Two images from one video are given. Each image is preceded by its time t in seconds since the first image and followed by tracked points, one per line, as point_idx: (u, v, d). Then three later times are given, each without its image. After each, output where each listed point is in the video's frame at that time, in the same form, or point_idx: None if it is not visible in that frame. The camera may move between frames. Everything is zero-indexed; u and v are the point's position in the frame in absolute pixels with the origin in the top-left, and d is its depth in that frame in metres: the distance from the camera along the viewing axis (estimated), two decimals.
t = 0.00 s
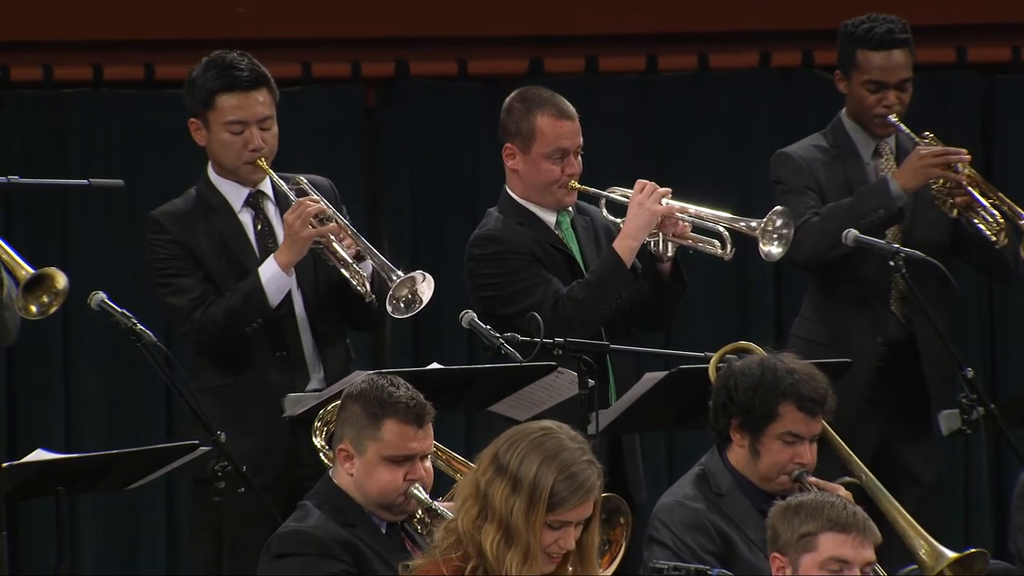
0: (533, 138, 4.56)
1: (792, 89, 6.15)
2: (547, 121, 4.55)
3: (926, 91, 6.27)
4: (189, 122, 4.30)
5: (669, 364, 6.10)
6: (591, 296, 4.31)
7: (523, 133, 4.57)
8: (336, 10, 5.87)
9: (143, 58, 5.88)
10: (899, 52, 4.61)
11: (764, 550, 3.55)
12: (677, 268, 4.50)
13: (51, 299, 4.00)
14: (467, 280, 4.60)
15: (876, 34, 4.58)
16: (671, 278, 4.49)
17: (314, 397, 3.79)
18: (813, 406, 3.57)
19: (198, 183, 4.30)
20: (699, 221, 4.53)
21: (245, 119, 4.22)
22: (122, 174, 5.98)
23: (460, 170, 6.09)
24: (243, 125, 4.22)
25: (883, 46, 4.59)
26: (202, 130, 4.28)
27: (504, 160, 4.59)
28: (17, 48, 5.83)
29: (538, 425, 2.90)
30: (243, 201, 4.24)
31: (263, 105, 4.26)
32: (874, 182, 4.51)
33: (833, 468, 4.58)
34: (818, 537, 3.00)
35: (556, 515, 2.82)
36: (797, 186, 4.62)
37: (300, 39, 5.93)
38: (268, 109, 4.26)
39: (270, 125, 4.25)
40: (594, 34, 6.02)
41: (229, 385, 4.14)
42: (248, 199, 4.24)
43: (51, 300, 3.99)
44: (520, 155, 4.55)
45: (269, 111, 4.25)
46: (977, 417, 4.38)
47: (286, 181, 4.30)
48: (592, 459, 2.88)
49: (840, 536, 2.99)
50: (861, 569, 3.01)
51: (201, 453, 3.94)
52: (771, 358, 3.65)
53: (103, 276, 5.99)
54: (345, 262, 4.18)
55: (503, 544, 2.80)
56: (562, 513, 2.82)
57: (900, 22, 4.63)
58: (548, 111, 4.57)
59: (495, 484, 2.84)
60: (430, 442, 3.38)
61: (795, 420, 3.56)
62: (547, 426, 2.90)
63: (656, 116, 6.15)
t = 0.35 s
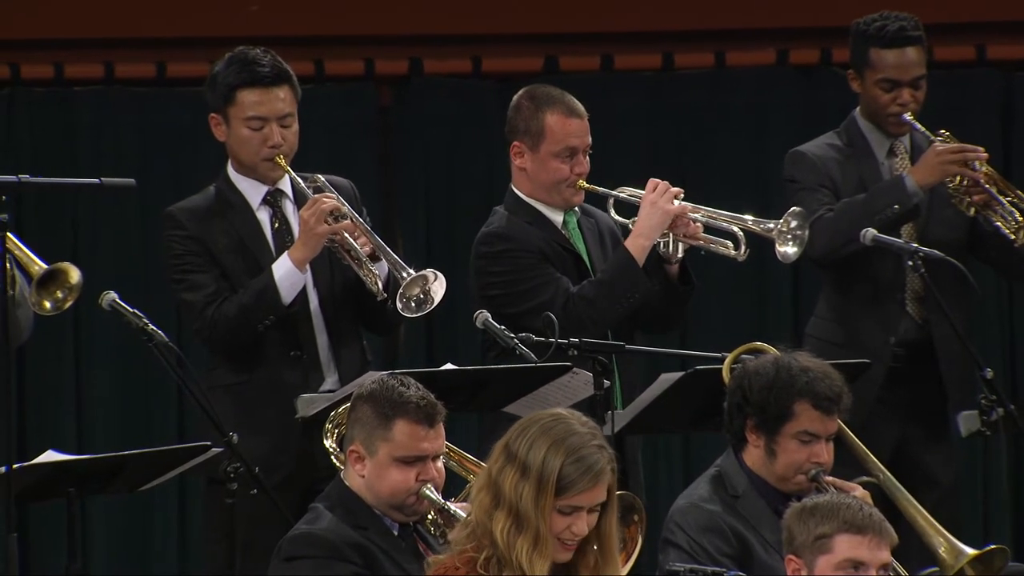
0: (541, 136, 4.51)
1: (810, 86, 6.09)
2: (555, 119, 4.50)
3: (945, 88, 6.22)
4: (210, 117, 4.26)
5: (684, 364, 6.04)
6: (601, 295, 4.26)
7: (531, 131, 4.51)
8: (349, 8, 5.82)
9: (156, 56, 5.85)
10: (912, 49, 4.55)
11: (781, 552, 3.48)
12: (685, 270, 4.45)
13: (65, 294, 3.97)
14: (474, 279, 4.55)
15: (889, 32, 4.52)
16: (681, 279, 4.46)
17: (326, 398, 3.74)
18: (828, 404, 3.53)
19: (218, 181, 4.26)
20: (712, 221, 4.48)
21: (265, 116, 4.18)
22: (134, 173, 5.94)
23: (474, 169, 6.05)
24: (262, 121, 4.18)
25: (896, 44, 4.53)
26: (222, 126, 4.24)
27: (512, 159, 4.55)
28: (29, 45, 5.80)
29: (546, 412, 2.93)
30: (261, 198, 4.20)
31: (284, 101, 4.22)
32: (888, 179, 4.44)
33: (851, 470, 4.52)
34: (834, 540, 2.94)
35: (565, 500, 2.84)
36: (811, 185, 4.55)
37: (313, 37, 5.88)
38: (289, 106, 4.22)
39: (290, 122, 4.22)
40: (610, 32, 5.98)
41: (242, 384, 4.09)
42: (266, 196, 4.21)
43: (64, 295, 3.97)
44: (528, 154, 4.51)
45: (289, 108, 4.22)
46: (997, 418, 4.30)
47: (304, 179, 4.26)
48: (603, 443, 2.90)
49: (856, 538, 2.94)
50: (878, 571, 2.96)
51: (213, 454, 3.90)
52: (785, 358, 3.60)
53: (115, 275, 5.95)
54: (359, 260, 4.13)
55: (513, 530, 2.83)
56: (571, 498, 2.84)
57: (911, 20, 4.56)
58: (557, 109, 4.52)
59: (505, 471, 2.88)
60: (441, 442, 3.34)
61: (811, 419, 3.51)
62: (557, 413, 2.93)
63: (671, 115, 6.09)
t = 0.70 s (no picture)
0: (549, 135, 4.45)
1: (828, 84, 6.03)
2: (565, 119, 4.44)
3: (964, 86, 6.15)
4: (218, 113, 4.22)
5: (701, 364, 5.98)
6: (611, 296, 4.21)
7: (539, 130, 4.45)
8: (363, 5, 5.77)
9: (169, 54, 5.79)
10: (928, 48, 4.48)
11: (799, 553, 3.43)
12: (694, 271, 4.37)
13: (79, 289, 3.89)
14: (481, 278, 4.50)
15: (905, 31, 4.46)
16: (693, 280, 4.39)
17: (339, 400, 3.68)
18: (844, 402, 3.48)
19: (223, 177, 4.22)
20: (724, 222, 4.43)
21: (274, 112, 4.14)
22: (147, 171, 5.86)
23: (488, 168, 5.98)
24: (271, 117, 4.14)
25: (912, 43, 4.46)
26: (231, 122, 4.20)
27: (519, 158, 4.48)
28: (39, 44, 5.72)
29: (558, 408, 2.93)
30: (268, 195, 4.16)
31: (293, 98, 4.17)
32: (907, 185, 4.39)
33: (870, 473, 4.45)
34: (852, 541, 2.90)
35: (576, 495, 2.82)
36: (826, 190, 4.49)
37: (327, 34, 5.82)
38: (298, 103, 4.18)
39: (299, 119, 4.17)
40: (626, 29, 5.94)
41: (247, 382, 4.05)
42: (273, 193, 4.17)
43: (79, 291, 3.89)
44: (536, 152, 4.45)
45: (298, 105, 4.17)
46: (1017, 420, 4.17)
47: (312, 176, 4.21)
48: (615, 437, 2.88)
49: (874, 539, 2.89)
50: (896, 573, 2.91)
51: (224, 455, 3.85)
52: (799, 356, 3.55)
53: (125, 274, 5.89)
54: (370, 259, 4.10)
55: (523, 525, 2.81)
56: (582, 492, 2.82)
57: (927, 18, 4.49)
58: (566, 108, 4.46)
59: (516, 466, 2.87)
60: (454, 443, 3.29)
61: (826, 418, 3.46)
62: (569, 409, 2.91)
63: (688, 112, 6.03)
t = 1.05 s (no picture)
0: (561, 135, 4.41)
1: (847, 82, 5.97)
2: (576, 118, 4.40)
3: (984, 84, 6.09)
4: (219, 110, 4.18)
5: (718, 365, 5.92)
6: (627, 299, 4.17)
7: (551, 130, 4.41)
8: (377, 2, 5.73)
9: (181, 51, 5.74)
10: (949, 46, 4.42)
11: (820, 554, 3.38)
12: (710, 270, 4.32)
13: (90, 288, 3.84)
14: (495, 280, 4.46)
15: (925, 28, 4.40)
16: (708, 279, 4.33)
17: (356, 399, 3.66)
18: (865, 402, 3.42)
19: (221, 173, 4.18)
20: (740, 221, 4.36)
21: (277, 110, 4.11)
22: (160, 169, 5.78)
23: (504, 166, 5.91)
24: (274, 114, 4.11)
25: (932, 40, 4.40)
26: (231, 118, 4.16)
27: (531, 159, 4.44)
28: (50, 41, 5.67)
29: (569, 409, 2.97)
30: (267, 193, 4.11)
31: (296, 95, 4.14)
32: (926, 185, 4.32)
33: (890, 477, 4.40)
34: (869, 544, 2.88)
35: (587, 493, 2.86)
36: (846, 189, 4.43)
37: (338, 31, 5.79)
38: (301, 100, 4.15)
39: (302, 117, 4.14)
40: (642, 27, 5.89)
41: (247, 381, 4.01)
42: (273, 191, 4.12)
43: (90, 289, 3.83)
44: (548, 154, 4.40)
45: (301, 102, 4.15)
46: None
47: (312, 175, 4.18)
48: (626, 435, 2.91)
49: (891, 543, 2.87)
50: None
51: (237, 456, 3.80)
52: (820, 356, 3.50)
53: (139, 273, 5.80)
54: (376, 259, 4.06)
55: (535, 525, 2.85)
56: (593, 490, 2.86)
57: (948, 16, 4.44)
58: (577, 108, 4.42)
59: (528, 467, 2.91)
60: (468, 445, 3.25)
61: (848, 417, 3.40)
62: (581, 408, 2.95)
63: (705, 110, 5.97)
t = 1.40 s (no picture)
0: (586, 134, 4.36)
1: (865, 79, 5.91)
2: (601, 116, 4.35)
3: (1006, 82, 6.01)
4: (219, 107, 4.14)
5: (737, 366, 5.86)
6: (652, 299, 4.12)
7: (575, 130, 4.37)
8: None
9: (194, 49, 5.68)
10: (973, 43, 4.36)
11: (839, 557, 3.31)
12: (738, 266, 4.33)
13: (100, 288, 3.80)
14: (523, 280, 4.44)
15: (949, 24, 4.34)
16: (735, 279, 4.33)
17: (372, 398, 3.67)
18: (886, 402, 3.36)
19: (217, 170, 4.14)
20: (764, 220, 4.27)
21: (280, 108, 4.07)
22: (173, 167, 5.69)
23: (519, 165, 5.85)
24: (277, 113, 4.07)
25: (955, 37, 4.34)
26: (231, 116, 4.12)
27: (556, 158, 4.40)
28: (61, 37, 5.61)
29: (577, 410, 3.02)
30: (266, 192, 4.08)
31: (297, 94, 4.11)
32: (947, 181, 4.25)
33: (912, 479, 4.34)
34: (887, 546, 2.82)
35: (596, 490, 2.91)
36: (866, 185, 4.37)
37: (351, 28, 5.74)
38: (303, 99, 4.12)
39: (303, 116, 4.11)
40: (659, 24, 5.83)
41: (247, 380, 3.99)
42: (271, 190, 4.09)
43: (100, 289, 3.79)
44: (573, 152, 4.36)
45: (303, 101, 4.11)
46: None
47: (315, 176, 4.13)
48: (634, 432, 2.96)
49: (911, 544, 2.82)
50: None
51: (250, 457, 3.77)
52: (840, 356, 3.45)
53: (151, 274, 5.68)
54: (381, 262, 4.06)
55: (546, 526, 2.90)
56: (601, 488, 2.91)
57: (972, 13, 4.38)
58: (602, 106, 4.37)
59: (539, 468, 2.96)
60: (483, 446, 3.20)
61: (868, 419, 3.35)
62: (589, 408, 3.01)
63: (722, 108, 5.92)
